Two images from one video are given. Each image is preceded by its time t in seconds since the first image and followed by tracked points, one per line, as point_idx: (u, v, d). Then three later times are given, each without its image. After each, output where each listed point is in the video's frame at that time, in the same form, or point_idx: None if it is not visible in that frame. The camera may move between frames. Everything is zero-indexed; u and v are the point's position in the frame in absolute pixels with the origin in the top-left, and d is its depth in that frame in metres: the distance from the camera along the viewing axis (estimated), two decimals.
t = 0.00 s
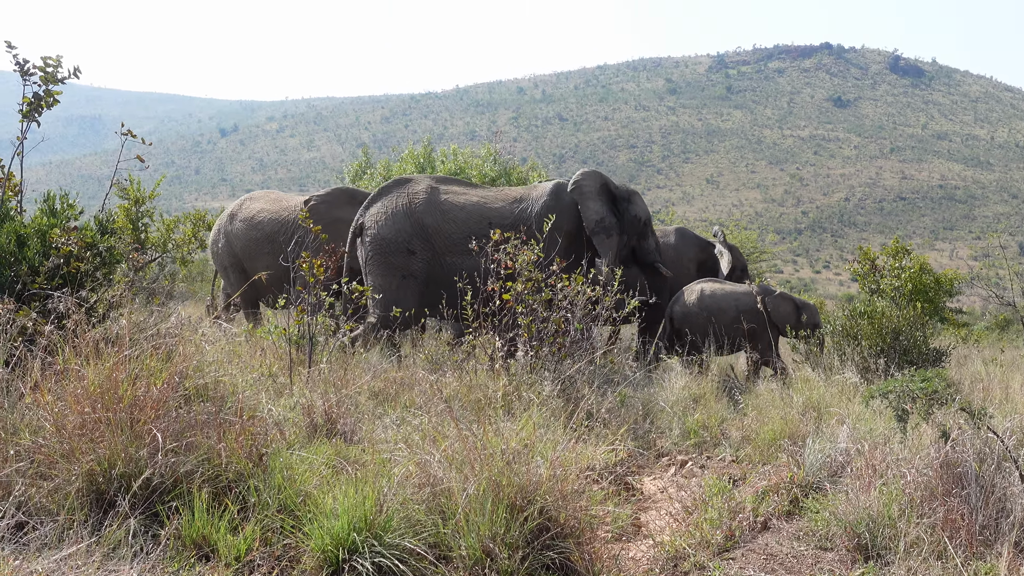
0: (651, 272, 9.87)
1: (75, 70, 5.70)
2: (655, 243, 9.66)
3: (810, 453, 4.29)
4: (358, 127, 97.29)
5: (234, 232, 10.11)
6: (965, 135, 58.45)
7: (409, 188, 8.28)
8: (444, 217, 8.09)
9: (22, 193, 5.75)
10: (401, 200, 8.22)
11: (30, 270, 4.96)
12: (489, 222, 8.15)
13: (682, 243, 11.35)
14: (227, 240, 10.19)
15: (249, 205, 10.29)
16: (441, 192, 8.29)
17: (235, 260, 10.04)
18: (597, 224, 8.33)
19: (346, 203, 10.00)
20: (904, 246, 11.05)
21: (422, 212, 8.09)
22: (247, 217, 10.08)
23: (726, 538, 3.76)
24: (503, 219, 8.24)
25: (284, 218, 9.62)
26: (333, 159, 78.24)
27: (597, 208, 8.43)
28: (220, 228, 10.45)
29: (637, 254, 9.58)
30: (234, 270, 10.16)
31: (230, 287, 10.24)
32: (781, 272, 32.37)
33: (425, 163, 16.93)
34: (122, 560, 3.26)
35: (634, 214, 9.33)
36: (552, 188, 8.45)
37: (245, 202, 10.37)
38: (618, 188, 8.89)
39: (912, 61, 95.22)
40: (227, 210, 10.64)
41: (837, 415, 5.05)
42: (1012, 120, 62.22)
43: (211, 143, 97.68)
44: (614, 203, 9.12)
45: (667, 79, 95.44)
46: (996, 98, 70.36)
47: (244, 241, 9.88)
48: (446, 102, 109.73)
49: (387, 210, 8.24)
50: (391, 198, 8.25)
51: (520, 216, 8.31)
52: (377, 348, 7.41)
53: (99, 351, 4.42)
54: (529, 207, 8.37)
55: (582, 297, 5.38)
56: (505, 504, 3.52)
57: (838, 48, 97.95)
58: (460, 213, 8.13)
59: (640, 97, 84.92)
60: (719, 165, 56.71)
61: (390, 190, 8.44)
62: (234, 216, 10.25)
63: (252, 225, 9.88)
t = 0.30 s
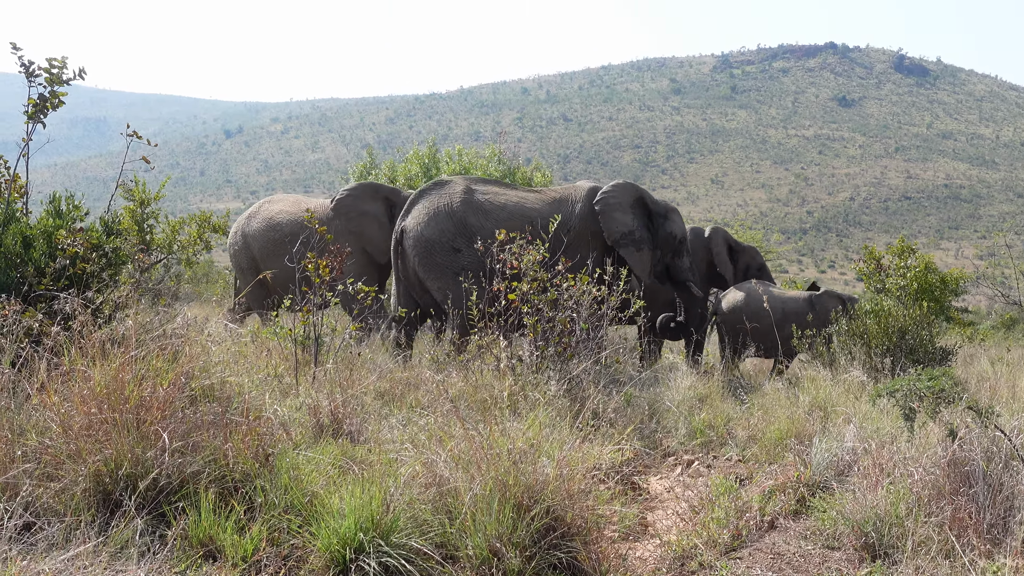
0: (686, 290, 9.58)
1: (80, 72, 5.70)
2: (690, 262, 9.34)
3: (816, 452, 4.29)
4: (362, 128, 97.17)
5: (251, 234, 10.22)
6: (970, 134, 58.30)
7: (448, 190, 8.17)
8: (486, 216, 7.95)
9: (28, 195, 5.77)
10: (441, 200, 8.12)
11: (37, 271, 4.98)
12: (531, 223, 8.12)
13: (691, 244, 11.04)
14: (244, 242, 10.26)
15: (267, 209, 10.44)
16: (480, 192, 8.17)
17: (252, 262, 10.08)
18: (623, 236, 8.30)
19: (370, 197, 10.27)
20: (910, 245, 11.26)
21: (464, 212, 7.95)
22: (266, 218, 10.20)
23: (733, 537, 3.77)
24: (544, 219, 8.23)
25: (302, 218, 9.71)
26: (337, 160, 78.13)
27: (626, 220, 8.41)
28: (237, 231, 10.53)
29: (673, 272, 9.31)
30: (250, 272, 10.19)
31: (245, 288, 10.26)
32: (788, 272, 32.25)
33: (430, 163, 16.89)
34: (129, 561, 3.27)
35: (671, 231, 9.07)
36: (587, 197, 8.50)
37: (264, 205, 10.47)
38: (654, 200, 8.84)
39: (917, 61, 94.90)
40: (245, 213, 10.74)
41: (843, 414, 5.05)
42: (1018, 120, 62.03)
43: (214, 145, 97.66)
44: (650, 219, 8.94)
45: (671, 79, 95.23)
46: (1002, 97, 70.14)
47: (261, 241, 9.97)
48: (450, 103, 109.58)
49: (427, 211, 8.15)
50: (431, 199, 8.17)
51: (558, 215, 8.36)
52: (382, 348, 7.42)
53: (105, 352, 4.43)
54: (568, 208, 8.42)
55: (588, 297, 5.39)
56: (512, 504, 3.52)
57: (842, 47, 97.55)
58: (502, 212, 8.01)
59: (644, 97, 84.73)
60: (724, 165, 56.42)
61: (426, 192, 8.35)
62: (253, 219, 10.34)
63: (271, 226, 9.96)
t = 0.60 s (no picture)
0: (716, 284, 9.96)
1: (84, 74, 5.71)
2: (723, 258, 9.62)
3: (822, 451, 4.29)
4: (366, 129, 97.09)
5: (271, 232, 10.41)
6: (975, 133, 58.15)
7: (481, 197, 8.15)
8: (522, 220, 7.98)
9: (33, 197, 5.80)
10: (475, 207, 8.10)
11: (42, 273, 5.01)
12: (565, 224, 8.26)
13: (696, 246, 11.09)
14: (263, 240, 10.46)
15: (288, 207, 10.61)
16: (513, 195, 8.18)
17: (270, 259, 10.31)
18: (663, 236, 8.63)
19: (395, 204, 10.36)
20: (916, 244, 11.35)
21: (499, 216, 7.94)
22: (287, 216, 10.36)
23: (740, 537, 3.77)
24: (578, 222, 8.36)
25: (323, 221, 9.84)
26: (342, 161, 78.08)
27: (664, 220, 8.70)
28: (256, 228, 10.71)
29: (704, 268, 9.61)
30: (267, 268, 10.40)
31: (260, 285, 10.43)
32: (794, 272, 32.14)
33: (435, 163, 16.85)
34: (136, 563, 3.28)
35: (704, 227, 9.33)
36: (621, 198, 8.74)
37: (288, 203, 10.60)
38: (688, 199, 9.10)
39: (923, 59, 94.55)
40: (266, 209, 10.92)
41: (849, 414, 5.05)
42: None
43: (219, 146, 97.65)
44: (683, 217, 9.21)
45: (676, 79, 95.05)
46: (1007, 96, 69.95)
47: (281, 240, 10.12)
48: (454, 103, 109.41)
49: (461, 218, 8.14)
50: (465, 207, 8.13)
51: (591, 218, 8.48)
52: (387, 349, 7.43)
53: (111, 353, 4.44)
54: (600, 211, 8.54)
55: (593, 297, 5.41)
56: (517, 505, 3.52)
57: (846, 45, 97.18)
58: (537, 214, 8.08)
59: (649, 97, 84.56)
60: (728, 164, 56.30)
61: (460, 199, 8.34)
62: (277, 216, 10.47)
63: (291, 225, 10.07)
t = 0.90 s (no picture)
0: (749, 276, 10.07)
1: (90, 74, 5.72)
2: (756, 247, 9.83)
3: (828, 450, 4.29)
4: (370, 129, 96.91)
5: (292, 230, 10.42)
6: (981, 132, 58.01)
7: (520, 194, 8.05)
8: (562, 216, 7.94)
9: (38, 197, 5.82)
10: (514, 203, 7.96)
11: (48, 273, 5.04)
12: (603, 221, 8.23)
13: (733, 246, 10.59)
14: (284, 236, 10.47)
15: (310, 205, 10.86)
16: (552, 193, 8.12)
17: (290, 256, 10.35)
18: (704, 222, 8.73)
19: (425, 208, 10.14)
20: (922, 242, 11.56)
21: (539, 212, 7.83)
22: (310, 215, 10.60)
23: (745, 536, 3.78)
24: (617, 220, 8.33)
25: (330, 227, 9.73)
26: (346, 162, 78.01)
27: (702, 208, 8.83)
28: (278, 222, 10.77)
29: (738, 258, 9.79)
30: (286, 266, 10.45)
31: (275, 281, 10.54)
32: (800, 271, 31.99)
33: (440, 163, 16.80)
34: (142, 561, 3.28)
35: (735, 218, 9.44)
36: (656, 196, 8.81)
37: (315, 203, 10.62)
38: (720, 190, 9.27)
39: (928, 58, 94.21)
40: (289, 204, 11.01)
41: (855, 412, 5.05)
42: None
43: (223, 147, 97.59)
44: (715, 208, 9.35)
45: (681, 78, 94.82)
46: (1013, 94, 69.71)
47: (301, 237, 10.17)
48: (458, 103, 109.14)
49: (499, 213, 7.97)
50: (503, 203, 7.96)
51: (629, 218, 8.45)
52: (392, 349, 7.44)
53: (116, 352, 4.46)
54: (637, 211, 8.53)
55: (599, 296, 5.41)
56: (523, 503, 3.52)
57: (851, 44, 96.87)
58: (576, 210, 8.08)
59: (654, 97, 84.40)
60: (733, 162, 56.12)
61: (496, 198, 8.20)
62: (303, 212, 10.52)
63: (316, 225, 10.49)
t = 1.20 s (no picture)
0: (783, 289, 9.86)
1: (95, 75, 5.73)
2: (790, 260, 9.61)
3: (834, 448, 4.29)
4: (374, 129, 96.76)
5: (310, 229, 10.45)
6: (986, 130, 57.85)
7: (561, 190, 8.26)
8: (601, 213, 8.13)
9: (44, 198, 5.84)
10: (556, 199, 8.18)
11: (54, 273, 5.06)
12: (643, 219, 8.36)
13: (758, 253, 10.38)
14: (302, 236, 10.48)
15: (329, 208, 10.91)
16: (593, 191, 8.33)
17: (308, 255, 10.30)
18: (733, 232, 8.65)
19: (452, 203, 10.21)
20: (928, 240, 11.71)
21: (580, 209, 8.05)
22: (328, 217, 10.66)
23: (751, 534, 3.77)
24: (656, 219, 8.44)
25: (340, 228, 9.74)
26: (350, 162, 77.98)
27: (736, 216, 8.72)
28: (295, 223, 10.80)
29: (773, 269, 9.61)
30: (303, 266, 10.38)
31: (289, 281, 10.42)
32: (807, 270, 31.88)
33: (445, 162, 16.78)
34: (148, 560, 3.29)
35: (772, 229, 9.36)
36: (696, 195, 8.77)
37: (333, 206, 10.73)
38: (759, 200, 9.16)
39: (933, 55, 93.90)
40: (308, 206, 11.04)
41: (861, 410, 5.05)
42: None
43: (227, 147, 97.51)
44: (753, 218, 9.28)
45: (685, 77, 94.56)
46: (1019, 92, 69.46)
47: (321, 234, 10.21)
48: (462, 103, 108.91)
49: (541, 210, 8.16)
50: (545, 198, 8.15)
51: (669, 216, 8.54)
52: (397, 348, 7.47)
53: (122, 352, 4.46)
54: (677, 210, 8.62)
55: (603, 294, 5.41)
56: (529, 502, 3.52)
57: (856, 42, 96.51)
58: (616, 209, 8.26)
59: (658, 96, 84.21)
60: (738, 161, 55.92)
61: (538, 194, 8.43)
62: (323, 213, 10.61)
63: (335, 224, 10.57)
